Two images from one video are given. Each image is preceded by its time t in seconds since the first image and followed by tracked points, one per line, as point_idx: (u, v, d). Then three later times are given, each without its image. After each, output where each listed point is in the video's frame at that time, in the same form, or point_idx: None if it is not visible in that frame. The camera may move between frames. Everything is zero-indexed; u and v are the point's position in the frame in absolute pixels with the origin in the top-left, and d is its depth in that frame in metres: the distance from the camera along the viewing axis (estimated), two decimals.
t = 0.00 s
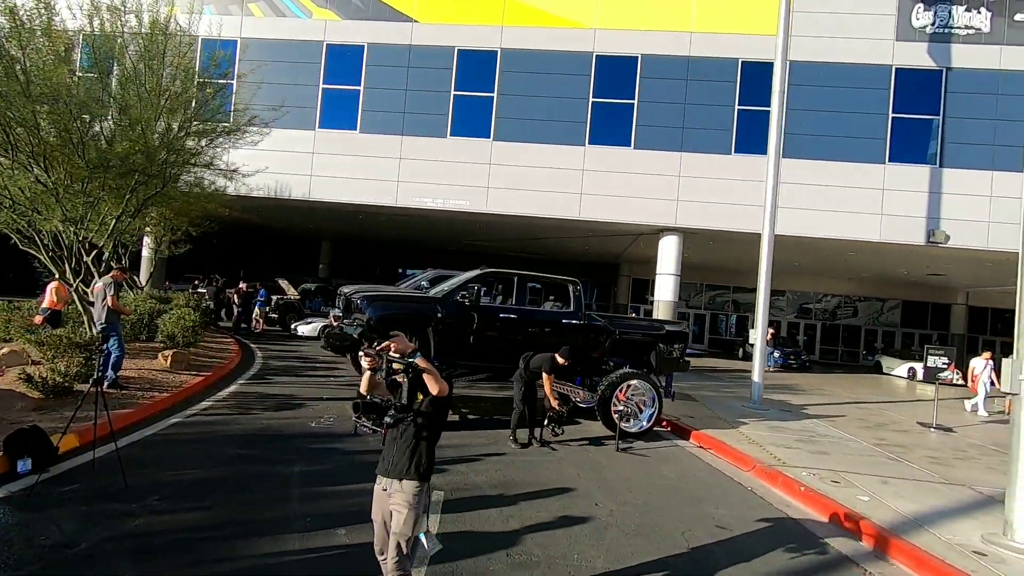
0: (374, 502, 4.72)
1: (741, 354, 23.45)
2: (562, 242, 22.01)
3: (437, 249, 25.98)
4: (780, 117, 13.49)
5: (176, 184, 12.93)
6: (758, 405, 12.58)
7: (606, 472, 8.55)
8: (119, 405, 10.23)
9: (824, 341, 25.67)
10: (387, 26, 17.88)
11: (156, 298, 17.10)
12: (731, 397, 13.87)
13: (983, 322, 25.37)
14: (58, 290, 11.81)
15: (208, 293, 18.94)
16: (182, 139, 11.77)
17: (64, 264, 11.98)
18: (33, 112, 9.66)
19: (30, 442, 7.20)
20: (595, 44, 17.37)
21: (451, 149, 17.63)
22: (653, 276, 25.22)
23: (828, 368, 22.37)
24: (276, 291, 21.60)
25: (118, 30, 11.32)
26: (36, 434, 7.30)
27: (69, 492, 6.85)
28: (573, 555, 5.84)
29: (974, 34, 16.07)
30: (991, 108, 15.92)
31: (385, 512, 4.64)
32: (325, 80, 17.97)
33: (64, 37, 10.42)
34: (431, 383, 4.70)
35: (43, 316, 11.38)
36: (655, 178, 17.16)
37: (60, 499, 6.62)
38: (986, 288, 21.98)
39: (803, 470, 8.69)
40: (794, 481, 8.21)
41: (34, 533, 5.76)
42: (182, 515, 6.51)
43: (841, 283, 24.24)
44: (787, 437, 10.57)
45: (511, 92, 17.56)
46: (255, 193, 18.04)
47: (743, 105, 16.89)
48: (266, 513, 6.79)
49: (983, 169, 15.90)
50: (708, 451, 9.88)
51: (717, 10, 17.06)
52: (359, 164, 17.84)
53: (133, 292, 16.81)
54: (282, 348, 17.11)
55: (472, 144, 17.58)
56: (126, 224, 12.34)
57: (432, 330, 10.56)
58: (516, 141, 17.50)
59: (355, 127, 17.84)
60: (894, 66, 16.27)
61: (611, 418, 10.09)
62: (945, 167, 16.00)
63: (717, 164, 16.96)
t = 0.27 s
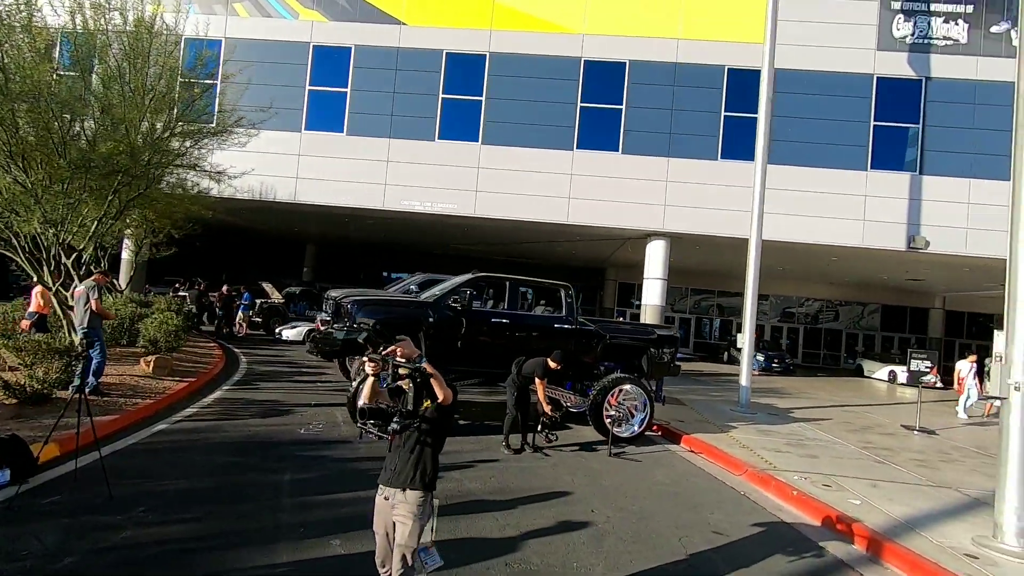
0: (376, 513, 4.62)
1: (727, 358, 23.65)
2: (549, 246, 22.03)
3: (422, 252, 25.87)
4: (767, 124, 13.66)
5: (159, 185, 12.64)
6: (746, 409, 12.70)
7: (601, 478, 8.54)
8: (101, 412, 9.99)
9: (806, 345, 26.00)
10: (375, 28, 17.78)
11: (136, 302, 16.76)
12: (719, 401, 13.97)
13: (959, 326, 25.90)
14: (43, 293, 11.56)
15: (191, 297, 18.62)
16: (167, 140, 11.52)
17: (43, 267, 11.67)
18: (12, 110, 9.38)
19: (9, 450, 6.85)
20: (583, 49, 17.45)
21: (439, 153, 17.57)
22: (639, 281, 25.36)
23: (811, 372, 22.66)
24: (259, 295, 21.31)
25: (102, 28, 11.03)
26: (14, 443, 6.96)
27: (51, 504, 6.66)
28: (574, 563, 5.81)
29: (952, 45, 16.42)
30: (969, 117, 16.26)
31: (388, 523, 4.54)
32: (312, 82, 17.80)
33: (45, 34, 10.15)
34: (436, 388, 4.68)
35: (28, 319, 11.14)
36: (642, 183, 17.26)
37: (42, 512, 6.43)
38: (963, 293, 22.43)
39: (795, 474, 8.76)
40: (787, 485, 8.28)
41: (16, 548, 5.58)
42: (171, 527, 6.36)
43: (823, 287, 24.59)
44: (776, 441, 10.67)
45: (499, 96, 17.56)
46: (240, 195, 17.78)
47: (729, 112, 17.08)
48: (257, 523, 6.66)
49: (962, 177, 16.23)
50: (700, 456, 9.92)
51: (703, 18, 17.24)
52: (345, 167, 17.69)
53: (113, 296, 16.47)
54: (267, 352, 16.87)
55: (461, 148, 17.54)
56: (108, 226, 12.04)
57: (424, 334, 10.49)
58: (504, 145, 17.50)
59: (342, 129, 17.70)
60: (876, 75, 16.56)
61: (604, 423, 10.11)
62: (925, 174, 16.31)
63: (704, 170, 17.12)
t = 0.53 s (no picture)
0: (384, 525, 4.54)
1: (716, 360, 23.81)
2: (539, 248, 22.04)
3: (412, 255, 25.76)
4: (758, 129, 13.75)
5: (147, 187, 12.39)
6: (740, 411, 12.79)
7: (600, 483, 8.52)
8: (90, 419, 9.79)
9: (794, 347, 26.25)
10: (366, 30, 17.69)
11: (122, 305, 16.48)
12: (712, 403, 14.05)
13: (943, 327, 26.30)
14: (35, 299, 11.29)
15: (178, 300, 18.35)
16: (156, 142, 11.27)
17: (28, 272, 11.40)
18: None
19: None
20: (575, 52, 17.50)
21: (430, 155, 17.49)
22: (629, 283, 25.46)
23: (799, 373, 22.88)
24: (248, 298, 21.07)
25: (90, 26, 10.68)
26: None
27: (40, 516, 6.50)
28: (580, 570, 5.78)
29: (937, 51, 16.69)
30: (954, 122, 16.52)
31: (397, 535, 4.45)
32: (302, 83, 17.64)
33: (30, 33, 9.87)
34: (447, 399, 4.60)
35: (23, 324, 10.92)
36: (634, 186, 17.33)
37: (31, 525, 6.27)
38: (947, 294, 22.80)
39: (792, 476, 8.81)
40: (785, 488, 8.31)
41: (6, 563, 5.43)
42: (166, 538, 6.23)
43: (810, 289, 24.87)
44: (771, 444, 10.74)
45: (490, 98, 17.54)
46: (228, 197, 17.56)
47: (719, 116, 17.21)
48: (255, 533, 6.55)
49: (948, 181, 16.47)
50: (697, 459, 9.95)
51: (694, 22, 17.35)
52: (336, 169, 17.55)
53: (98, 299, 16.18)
54: (257, 357, 16.67)
55: (452, 151, 17.47)
56: (95, 229, 11.78)
57: (420, 338, 10.43)
58: (495, 148, 17.47)
59: (332, 131, 17.57)
60: (863, 80, 16.76)
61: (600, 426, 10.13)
62: (912, 178, 16.54)
63: (695, 173, 17.22)
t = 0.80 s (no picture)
0: (394, 536, 4.45)
1: (708, 363, 23.97)
2: (532, 252, 22.06)
3: (404, 258, 25.67)
4: (752, 135, 13.86)
5: (139, 189, 12.22)
6: (735, 415, 12.89)
7: (601, 488, 8.51)
8: (81, 426, 9.60)
9: (784, 350, 26.46)
10: (360, 32, 17.61)
11: (110, 309, 16.23)
12: (707, 407, 14.12)
13: (929, 331, 26.65)
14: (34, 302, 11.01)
15: (167, 303, 18.11)
16: (150, 144, 11.11)
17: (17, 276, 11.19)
18: None
19: None
20: (569, 57, 17.55)
21: (424, 158, 17.43)
22: (620, 287, 25.55)
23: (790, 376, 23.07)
24: (238, 301, 20.86)
25: (82, 25, 10.48)
26: None
27: (33, 527, 6.35)
28: None
29: (925, 59, 16.92)
30: (942, 129, 16.77)
31: (409, 546, 4.37)
32: (295, 85, 17.52)
33: (23, 32, 9.70)
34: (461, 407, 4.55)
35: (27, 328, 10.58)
36: (628, 191, 17.39)
37: (25, 536, 6.12)
38: (933, 299, 23.12)
39: (791, 481, 8.85)
40: (784, 492, 8.35)
41: None
42: (165, 549, 6.12)
43: (800, 293, 25.12)
44: (767, 448, 10.80)
45: (484, 102, 17.53)
46: (219, 199, 17.36)
47: (713, 121, 17.34)
48: (256, 542, 6.45)
49: (937, 187, 16.70)
50: (695, 463, 9.98)
51: (687, 28, 17.46)
52: (328, 172, 17.44)
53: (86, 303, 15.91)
54: (248, 362, 16.49)
55: (446, 154, 17.43)
56: (87, 232, 11.59)
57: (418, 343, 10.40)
58: (489, 151, 17.46)
59: (325, 134, 17.45)
60: (853, 87, 16.95)
61: (599, 432, 10.15)
62: (901, 184, 16.75)
63: (688, 178, 17.32)
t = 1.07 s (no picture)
0: (407, 542, 4.36)
1: (700, 368, 24.07)
2: (526, 256, 22.05)
3: (396, 261, 25.56)
4: (748, 141, 13.96)
5: (132, 189, 12.05)
6: (731, 420, 12.95)
7: (603, 493, 8.49)
8: (74, 428, 9.42)
9: (775, 355, 26.63)
10: (355, 33, 17.54)
11: (99, 310, 15.97)
12: (702, 411, 14.19)
13: (917, 336, 26.95)
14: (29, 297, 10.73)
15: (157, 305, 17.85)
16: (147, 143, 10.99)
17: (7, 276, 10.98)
18: None
19: None
20: (565, 61, 17.59)
21: (420, 161, 17.38)
22: (613, 291, 25.61)
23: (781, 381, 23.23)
24: (229, 303, 20.64)
25: (77, 22, 10.36)
26: None
27: (28, 533, 6.20)
28: None
29: (915, 68, 17.14)
30: (933, 136, 16.99)
31: (422, 553, 4.27)
32: (289, 86, 17.39)
33: (18, 28, 9.56)
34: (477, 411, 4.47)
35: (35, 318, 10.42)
36: (623, 195, 17.44)
37: (19, 543, 5.97)
38: (922, 304, 23.40)
39: (791, 485, 8.89)
40: (785, 496, 8.37)
41: None
42: (164, 555, 5.99)
43: (790, 298, 25.32)
44: (765, 452, 10.83)
45: (480, 105, 17.51)
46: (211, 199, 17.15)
47: (707, 127, 17.45)
48: (258, 548, 6.34)
49: (927, 194, 16.91)
50: (694, 468, 9.99)
51: (683, 34, 17.57)
52: (323, 174, 17.33)
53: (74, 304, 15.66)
54: (240, 364, 16.31)
55: (442, 157, 17.39)
56: (80, 233, 11.41)
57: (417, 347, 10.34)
58: (485, 155, 17.43)
59: (319, 135, 17.34)
60: (846, 95, 17.13)
61: (598, 436, 10.15)
62: (892, 190, 16.94)
63: (683, 182, 17.40)
